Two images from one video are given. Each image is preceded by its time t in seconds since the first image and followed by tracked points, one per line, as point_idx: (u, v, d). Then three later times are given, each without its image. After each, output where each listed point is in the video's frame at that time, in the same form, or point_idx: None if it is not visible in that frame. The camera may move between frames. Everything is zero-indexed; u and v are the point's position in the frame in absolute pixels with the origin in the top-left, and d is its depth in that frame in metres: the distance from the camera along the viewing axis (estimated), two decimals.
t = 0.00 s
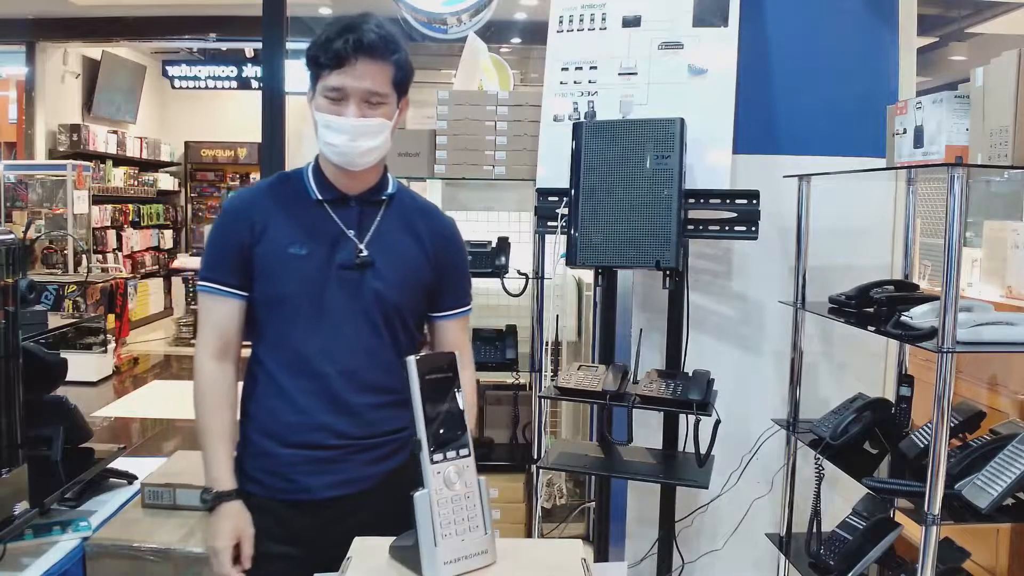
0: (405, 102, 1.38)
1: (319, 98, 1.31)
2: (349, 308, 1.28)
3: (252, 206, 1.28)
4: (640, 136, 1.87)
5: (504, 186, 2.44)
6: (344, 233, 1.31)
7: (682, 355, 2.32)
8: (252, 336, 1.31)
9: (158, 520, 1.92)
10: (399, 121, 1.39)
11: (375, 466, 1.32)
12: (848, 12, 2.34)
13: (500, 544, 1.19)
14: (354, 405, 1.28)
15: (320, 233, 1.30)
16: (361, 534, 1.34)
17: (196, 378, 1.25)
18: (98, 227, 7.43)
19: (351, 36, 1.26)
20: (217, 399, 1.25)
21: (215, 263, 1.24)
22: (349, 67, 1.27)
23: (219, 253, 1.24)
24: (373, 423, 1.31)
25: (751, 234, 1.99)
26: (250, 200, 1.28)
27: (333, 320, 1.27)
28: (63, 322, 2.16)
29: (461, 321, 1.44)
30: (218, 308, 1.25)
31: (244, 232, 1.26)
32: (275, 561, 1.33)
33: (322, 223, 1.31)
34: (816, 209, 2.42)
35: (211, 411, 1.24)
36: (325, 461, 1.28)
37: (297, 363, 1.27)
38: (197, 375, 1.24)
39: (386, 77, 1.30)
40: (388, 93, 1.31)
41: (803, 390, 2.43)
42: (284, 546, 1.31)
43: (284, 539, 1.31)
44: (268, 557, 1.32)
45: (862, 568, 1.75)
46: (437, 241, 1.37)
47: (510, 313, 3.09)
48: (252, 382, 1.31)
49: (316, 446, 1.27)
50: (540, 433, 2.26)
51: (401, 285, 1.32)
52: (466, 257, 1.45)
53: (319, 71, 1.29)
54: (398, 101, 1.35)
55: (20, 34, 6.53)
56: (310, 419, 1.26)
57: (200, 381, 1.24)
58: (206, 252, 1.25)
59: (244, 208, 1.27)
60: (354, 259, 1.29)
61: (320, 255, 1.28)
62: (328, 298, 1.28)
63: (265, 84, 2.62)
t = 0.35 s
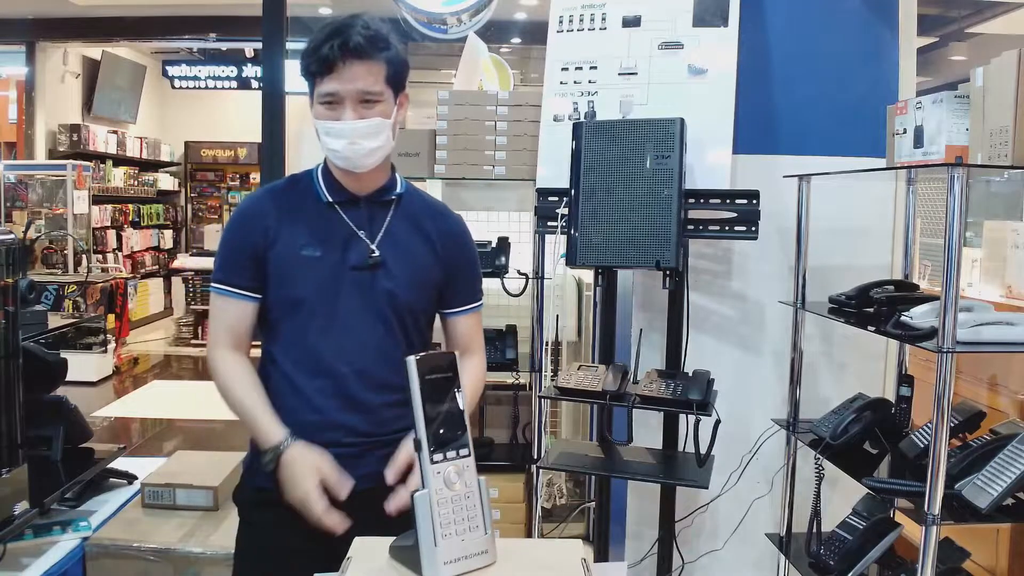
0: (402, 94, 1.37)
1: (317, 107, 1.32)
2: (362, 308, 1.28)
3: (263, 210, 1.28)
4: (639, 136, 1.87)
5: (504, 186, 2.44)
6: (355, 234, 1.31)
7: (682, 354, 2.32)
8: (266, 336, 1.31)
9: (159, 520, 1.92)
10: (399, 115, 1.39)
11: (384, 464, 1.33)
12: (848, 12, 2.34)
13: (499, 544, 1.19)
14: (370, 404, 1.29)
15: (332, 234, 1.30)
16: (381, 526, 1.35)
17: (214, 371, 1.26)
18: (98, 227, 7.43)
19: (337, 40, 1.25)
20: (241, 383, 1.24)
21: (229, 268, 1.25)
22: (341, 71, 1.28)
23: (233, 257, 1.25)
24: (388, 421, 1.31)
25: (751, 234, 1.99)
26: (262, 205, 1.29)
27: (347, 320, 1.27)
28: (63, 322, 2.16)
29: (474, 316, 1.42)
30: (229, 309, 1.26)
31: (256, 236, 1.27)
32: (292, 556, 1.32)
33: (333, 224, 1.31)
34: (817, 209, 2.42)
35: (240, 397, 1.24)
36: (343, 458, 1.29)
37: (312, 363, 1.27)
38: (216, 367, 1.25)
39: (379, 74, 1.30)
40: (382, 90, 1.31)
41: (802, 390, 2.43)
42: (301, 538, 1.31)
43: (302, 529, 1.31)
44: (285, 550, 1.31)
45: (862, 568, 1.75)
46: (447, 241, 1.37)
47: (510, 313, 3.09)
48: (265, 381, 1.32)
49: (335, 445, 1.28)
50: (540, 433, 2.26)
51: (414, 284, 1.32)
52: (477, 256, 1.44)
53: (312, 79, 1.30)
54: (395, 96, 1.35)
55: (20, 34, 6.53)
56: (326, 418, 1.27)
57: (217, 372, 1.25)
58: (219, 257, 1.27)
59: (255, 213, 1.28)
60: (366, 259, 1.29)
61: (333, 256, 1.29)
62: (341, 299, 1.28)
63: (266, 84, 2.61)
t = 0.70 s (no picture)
0: (389, 93, 1.38)
1: (305, 107, 1.33)
2: (362, 307, 1.29)
3: (260, 212, 1.29)
4: (640, 136, 1.87)
5: (504, 186, 2.44)
6: (353, 233, 1.31)
7: (682, 355, 2.32)
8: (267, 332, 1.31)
9: (159, 520, 1.92)
10: (388, 112, 1.40)
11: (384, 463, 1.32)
12: (849, 12, 2.34)
13: (499, 544, 1.19)
14: (372, 402, 1.30)
15: (329, 234, 1.31)
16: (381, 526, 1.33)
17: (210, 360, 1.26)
18: (98, 227, 7.43)
19: (320, 40, 1.26)
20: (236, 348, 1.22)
21: (228, 270, 1.25)
22: (325, 70, 1.29)
23: (231, 259, 1.25)
24: (390, 419, 1.32)
25: (751, 234, 1.99)
26: (258, 206, 1.29)
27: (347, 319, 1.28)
28: (64, 322, 2.16)
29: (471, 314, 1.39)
30: (227, 306, 1.26)
31: (253, 238, 1.27)
32: (293, 556, 1.31)
33: (330, 224, 1.31)
34: (817, 209, 2.42)
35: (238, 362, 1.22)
36: (345, 457, 1.29)
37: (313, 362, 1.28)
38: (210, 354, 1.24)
39: (364, 71, 1.31)
40: (368, 87, 1.32)
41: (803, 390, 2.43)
42: (299, 539, 1.30)
43: (299, 532, 1.29)
44: (286, 551, 1.30)
45: (862, 568, 1.75)
46: (444, 239, 1.37)
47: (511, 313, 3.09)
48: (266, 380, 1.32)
49: (337, 443, 1.28)
50: (540, 433, 2.26)
51: (412, 282, 1.32)
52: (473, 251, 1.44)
53: (298, 80, 1.31)
54: (382, 93, 1.36)
55: (20, 34, 6.53)
56: (327, 417, 1.28)
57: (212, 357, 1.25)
58: (217, 260, 1.26)
59: (251, 215, 1.28)
60: (364, 258, 1.30)
61: (331, 256, 1.29)
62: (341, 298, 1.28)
63: (267, 86, 2.61)
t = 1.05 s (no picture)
0: (368, 87, 1.38)
1: (285, 103, 1.33)
2: (344, 305, 1.28)
3: (240, 214, 1.31)
4: (640, 136, 1.87)
5: (503, 186, 2.44)
6: (335, 231, 1.31)
7: (682, 354, 2.32)
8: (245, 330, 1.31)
9: (158, 520, 1.92)
10: (369, 107, 1.40)
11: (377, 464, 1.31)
12: (848, 12, 2.34)
13: (499, 544, 1.19)
14: (354, 402, 1.28)
15: (310, 232, 1.30)
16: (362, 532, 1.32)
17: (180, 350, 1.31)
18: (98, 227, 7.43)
19: (298, 34, 1.27)
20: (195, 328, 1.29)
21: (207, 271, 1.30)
22: (303, 63, 1.29)
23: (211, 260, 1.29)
24: (375, 419, 1.30)
25: (751, 234, 1.99)
26: (238, 207, 1.31)
27: (328, 317, 1.27)
28: (64, 322, 2.16)
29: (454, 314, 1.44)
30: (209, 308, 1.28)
31: (234, 239, 1.30)
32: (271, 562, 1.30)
33: (311, 223, 1.31)
34: (816, 209, 2.42)
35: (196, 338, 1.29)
36: (334, 459, 1.27)
37: (295, 362, 1.27)
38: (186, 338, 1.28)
39: (342, 64, 1.31)
40: (347, 81, 1.32)
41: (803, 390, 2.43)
42: (277, 545, 1.29)
43: (278, 537, 1.29)
44: (263, 558, 1.29)
45: (862, 568, 1.74)
46: (428, 238, 1.38)
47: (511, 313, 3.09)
48: (246, 381, 1.32)
49: (318, 445, 1.27)
50: (540, 433, 2.26)
51: (394, 281, 1.32)
52: (456, 251, 1.44)
53: (277, 75, 1.31)
54: (361, 87, 1.36)
55: (19, 34, 6.53)
56: (309, 418, 1.26)
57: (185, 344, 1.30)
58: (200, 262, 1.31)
59: (230, 217, 1.31)
60: (346, 256, 1.29)
61: (312, 254, 1.29)
62: (322, 296, 1.27)
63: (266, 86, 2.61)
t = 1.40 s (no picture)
0: (360, 89, 1.38)
1: (275, 100, 1.33)
2: (328, 305, 1.28)
3: (225, 212, 1.31)
4: (640, 136, 1.87)
5: (503, 186, 2.44)
6: (321, 230, 1.31)
7: (682, 354, 2.32)
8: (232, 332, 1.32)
9: (157, 520, 1.93)
10: (361, 110, 1.39)
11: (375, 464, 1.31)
12: (848, 12, 2.34)
13: (499, 544, 1.19)
14: (336, 403, 1.27)
15: (295, 231, 1.30)
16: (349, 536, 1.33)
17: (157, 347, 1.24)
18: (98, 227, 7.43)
19: (293, 30, 1.27)
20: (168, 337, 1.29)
21: (194, 271, 1.30)
22: (297, 60, 1.28)
23: (197, 259, 1.30)
24: (355, 420, 1.29)
25: (751, 234, 1.99)
26: (222, 206, 1.31)
27: (312, 318, 1.27)
28: (65, 322, 2.15)
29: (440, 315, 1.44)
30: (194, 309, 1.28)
31: (218, 237, 1.29)
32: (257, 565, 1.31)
33: (297, 222, 1.31)
34: (816, 209, 2.42)
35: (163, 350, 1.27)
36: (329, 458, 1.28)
37: (278, 361, 1.27)
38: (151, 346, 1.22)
39: (336, 65, 1.31)
40: (340, 82, 1.32)
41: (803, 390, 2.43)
42: (261, 547, 1.30)
43: (262, 540, 1.29)
44: (249, 560, 1.30)
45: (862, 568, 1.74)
46: (416, 236, 1.37)
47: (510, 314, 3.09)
48: (230, 380, 1.33)
49: (298, 445, 1.27)
50: (540, 433, 2.26)
51: (380, 280, 1.32)
52: (446, 249, 1.44)
53: (269, 70, 1.30)
54: (354, 89, 1.36)
55: (19, 34, 6.53)
56: (291, 417, 1.26)
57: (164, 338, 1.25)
58: (188, 261, 1.31)
59: (215, 215, 1.31)
60: (332, 255, 1.29)
61: (296, 253, 1.29)
62: (306, 296, 1.27)
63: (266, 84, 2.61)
